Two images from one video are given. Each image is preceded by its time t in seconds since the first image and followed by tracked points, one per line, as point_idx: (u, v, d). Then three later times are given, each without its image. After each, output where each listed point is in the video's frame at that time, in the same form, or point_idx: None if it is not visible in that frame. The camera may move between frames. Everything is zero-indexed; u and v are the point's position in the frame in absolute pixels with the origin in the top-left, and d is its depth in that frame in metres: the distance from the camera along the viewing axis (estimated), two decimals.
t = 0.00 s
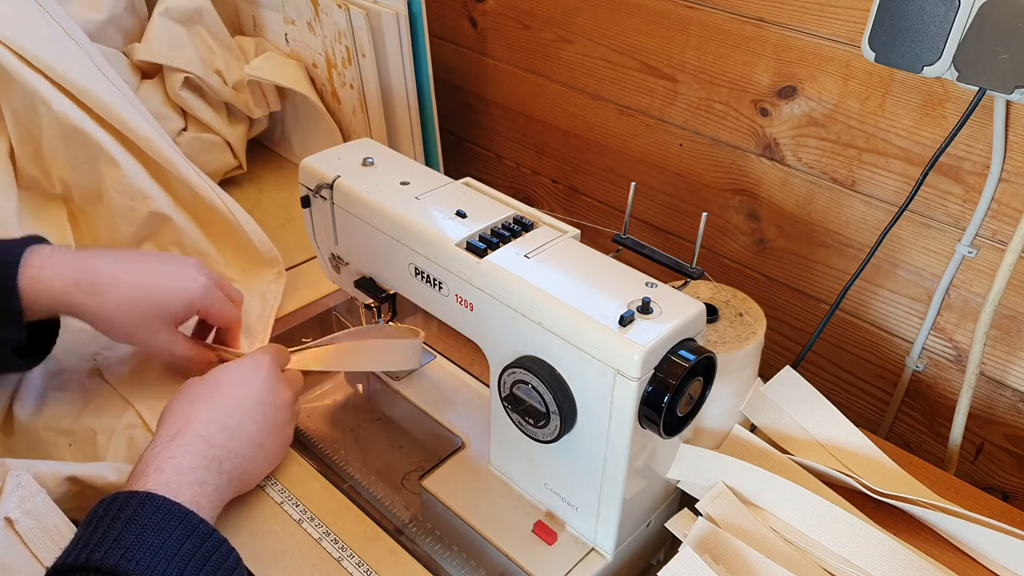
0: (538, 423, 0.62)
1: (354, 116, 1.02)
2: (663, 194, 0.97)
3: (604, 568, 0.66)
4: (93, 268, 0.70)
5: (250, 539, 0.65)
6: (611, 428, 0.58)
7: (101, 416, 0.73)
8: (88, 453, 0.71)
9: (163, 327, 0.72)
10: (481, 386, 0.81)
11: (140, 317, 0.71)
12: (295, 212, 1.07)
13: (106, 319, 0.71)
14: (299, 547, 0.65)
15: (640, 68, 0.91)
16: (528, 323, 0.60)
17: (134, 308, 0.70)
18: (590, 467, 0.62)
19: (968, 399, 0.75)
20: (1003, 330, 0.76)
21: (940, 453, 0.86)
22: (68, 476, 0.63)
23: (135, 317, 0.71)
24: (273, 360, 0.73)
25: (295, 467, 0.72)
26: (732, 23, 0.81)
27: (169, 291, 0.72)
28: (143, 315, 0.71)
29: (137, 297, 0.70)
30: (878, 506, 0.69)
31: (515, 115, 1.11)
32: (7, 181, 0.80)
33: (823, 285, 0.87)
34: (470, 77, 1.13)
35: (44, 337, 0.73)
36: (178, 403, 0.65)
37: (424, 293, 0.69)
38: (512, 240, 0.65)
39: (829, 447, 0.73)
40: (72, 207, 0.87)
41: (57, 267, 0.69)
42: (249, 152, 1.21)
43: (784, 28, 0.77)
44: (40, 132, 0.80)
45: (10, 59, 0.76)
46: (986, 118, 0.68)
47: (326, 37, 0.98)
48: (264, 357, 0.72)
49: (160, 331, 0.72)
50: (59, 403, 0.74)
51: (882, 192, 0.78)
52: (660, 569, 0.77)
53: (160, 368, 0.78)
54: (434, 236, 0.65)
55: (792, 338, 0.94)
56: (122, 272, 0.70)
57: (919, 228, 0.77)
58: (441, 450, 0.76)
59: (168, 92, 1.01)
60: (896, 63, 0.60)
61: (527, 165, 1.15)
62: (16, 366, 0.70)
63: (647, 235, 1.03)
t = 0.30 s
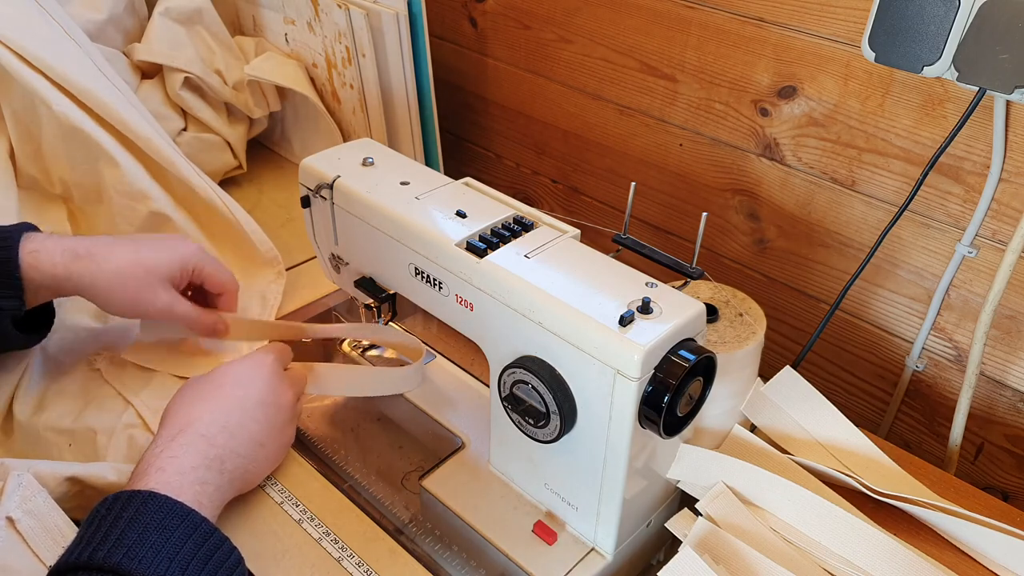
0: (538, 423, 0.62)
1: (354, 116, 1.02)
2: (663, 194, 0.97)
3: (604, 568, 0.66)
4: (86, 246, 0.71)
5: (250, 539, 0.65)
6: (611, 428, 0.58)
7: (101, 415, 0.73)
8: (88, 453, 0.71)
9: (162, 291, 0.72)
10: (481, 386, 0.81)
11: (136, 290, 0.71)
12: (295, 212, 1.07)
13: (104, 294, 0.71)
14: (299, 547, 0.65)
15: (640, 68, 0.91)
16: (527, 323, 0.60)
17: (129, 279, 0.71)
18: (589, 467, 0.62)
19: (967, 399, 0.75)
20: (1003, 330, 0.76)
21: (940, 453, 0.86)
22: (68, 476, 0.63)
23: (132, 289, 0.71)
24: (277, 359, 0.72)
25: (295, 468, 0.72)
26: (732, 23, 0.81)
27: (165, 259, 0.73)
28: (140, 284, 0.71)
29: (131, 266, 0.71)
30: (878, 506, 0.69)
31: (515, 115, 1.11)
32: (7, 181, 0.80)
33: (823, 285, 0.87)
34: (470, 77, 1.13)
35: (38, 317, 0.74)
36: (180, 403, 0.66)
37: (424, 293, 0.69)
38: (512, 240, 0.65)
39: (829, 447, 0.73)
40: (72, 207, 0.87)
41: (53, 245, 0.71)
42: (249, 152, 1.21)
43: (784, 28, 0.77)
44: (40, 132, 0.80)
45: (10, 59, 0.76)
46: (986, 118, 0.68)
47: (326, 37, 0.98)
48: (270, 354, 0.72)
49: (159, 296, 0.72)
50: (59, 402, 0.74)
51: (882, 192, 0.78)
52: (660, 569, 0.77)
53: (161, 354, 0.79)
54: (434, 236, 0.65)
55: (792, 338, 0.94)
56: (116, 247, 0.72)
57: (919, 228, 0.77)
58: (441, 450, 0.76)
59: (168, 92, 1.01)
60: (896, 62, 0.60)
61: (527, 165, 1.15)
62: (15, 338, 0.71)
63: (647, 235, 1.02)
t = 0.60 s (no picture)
0: (538, 423, 0.62)
1: (354, 116, 1.02)
2: (663, 194, 0.97)
3: (604, 568, 0.66)
4: (52, 258, 0.72)
5: (250, 539, 0.65)
6: (611, 428, 0.58)
7: (101, 416, 0.73)
8: (87, 453, 0.71)
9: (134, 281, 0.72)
10: (481, 386, 0.81)
11: (108, 291, 0.71)
12: (295, 212, 1.07)
13: (77, 291, 0.72)
14: (299, 547, 0.65)
15: (640, 68, 0.91)
16: (527, 323, 0.60)
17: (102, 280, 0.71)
18: (590, 467, 0.62)
19: (968, 399, 0.75)
20: (1003, 330, 0.76)
21: (940, 453, 0.87)
22: (67, 475, 0.63)
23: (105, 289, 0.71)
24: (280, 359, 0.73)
25: (295, 468, 0.72)
26: (732, 23, 0.81)
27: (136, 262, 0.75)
28: (112, 283, 0.71)
29: (104, 267, 0.72)
30: (878, 506, 0.69)
31: (515, 115, 1.11)
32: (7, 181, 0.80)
33: (823, 285, 0.87)
34: (470, 77, 1.13)
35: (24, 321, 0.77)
36: (195, 394, 0.65)
37: (424, 293, 0.69)
38: (512, 240, 0.65)
39: (829, 447, 0.73)
40: (72, 207, 0.87)
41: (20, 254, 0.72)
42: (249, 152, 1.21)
43: (784, 28, 0.77)
44: (40, 132, 0.80)
45: (10, 59, 0.76)
46: (986, 118, 0.68)
47: (326, 37, 0.98)
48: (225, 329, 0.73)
49: (129, 291, 0.71)
50: (58, 403, 0.74)
51: (882, 192, 0.78)
52: (660, 569, 0.77)
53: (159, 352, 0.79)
54: (434, 236, 0.65)
55: (792, 338, 0.94)
56: (86, 254, 0.73)
57: (919, 228, 0.77)
58: (441, 450, 0.76)
59: (168, 92, 1.01)
60: (897, 62, 0.60)
61: (527, 165, 1.15)
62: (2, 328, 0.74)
63: (647, 235, 1.02)
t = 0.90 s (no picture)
0: (538, 423, 0.62)
1: (354, 116, 1.02)
2: (663, 194, 0.97)
3: (604, 568, 0.66)
4: (54, 271, 0.70)
5: (250, 539, 0.65)
6: (611, 428, 0.58)
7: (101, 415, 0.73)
8: (88, 452, 0.71)
9: (126, 321, 0.71)
10: (481, 387, 0.81)
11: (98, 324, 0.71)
12: (295, 212, 1.07)
13: (69, 313, 0.71)
14: (299, 547, 0.65)
15: (640, 68, 0.91)
16: (527, 323, 0.60)
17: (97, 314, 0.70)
18: (590, 466, 0.62)
19: (968, 399, 0.75)
20: (1003, 330, 0.76)
21: (940, 453, 0.86)
22: (67, 475, 0.63)
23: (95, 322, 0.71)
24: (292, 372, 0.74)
25: (295, 467, 0.72)
26: (732, 23, 0.81)
27: (133, 290, 0.72)
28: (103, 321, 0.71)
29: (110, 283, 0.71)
30: (878, 506, 0.69)
31: (515, 115, 1.11)
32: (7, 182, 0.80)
33: (823, 285, 0.87)
34: (470, 77, 1.13)
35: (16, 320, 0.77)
36: (200, 404, 0.66)
37: (425, 293, 0.69)
38: (512, 240, 0.65)
39: (829, 447, 0.73)
40: (72, 207, 0.87)
41: (29, 255, 0.70)
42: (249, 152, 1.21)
43: (785, 28, 0.77)
44: (40, 132, 0.80)
45: (10, 59, 0.76)
46: (986, 118, 0.68)
47: (326, 37, 0.98)
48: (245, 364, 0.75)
49: (121, 329, 0.71)
50: (58, 402, 0.74)
51: (882, 192, 0.78)
52: (660, 569, 0.77)
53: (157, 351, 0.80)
54: (433, 236, 0.65)
55: (792, 338, 0.94)
56: (90, 272, 0.71)
57: (919, 228, 0.77)
58: (441, 450, 0.76)
59: (168, 92, 1.01)
60: (897, 62, 0.60)
61: (527, 165, 1.15)
62: None
63: (647, 236, 1.03)
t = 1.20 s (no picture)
0: (538, 423, 0.62)
1: (354, 116, 1.02)
2: (663, 194, 0.97)
3: (604, 568, 0.66)
4: (51, 261, 0.70)
5: (250, 539, 0.65)
6: (611, 428, 0.58)
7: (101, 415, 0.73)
8: (88, 453, 0.71)
9: (127, 303, 0.71)
10: (482, 387, 0.81)
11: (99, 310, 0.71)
12: (295, 212, 1.07)
13: (70, 302, 0.71)
14: (299, 547, 0.65)
15: (640, 68, 0.91)
16: (526, 322, 0.60)
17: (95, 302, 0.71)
18: (590, 467, 0.62)
19: (967, 399, 0.75)
20: (1003, 330, 0.76)
21: (940, 453, 0.87)
22: (67, 475, 0.64)
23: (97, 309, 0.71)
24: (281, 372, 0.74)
25: (295, 467, 0.72)
26: (732, 23, 0.81)
27: (135, 271, 0.73)
28: (105, 304, 0.71)
29: (105, 271, 0.71)
30: (878, 506, 0.69)
31: (515, 115, 1.11)
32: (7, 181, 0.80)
33: (823, 285, 0.87)
34: (470, 77, 1.14)
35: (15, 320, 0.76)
36: (190, 405, 0.66)
37: (424, 293, 0.69)
38: (512, 240, 0.65)
39: (829, 447, 0.73)
40: (72, 207, 0.87)
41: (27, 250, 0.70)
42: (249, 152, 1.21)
43: (784, 28, 0.77)
44: (40, 132, 0.80)
45: (10, 59, 0.76)
46: (986, 118, 0.68)
47: (326, 37, 0.98)
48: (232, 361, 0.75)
49: (123, 313, 0.71)
50: (58, 402, 0.74)
51: (881, 192, 0.78)
52: (660, 569, 0.77)
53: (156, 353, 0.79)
54: (433, 236, 0.65)
55: (792, 338, 0.94)
56: (87, 260, 0.71)
57: (919, 228, 0.77)
58: (441, 450, 0.76)
59: (168, 92, 1.01)
60: (897, 62, 0.60)
61: (527, 165, 1.15)
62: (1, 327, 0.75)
63: (647, 236, 1.03)
